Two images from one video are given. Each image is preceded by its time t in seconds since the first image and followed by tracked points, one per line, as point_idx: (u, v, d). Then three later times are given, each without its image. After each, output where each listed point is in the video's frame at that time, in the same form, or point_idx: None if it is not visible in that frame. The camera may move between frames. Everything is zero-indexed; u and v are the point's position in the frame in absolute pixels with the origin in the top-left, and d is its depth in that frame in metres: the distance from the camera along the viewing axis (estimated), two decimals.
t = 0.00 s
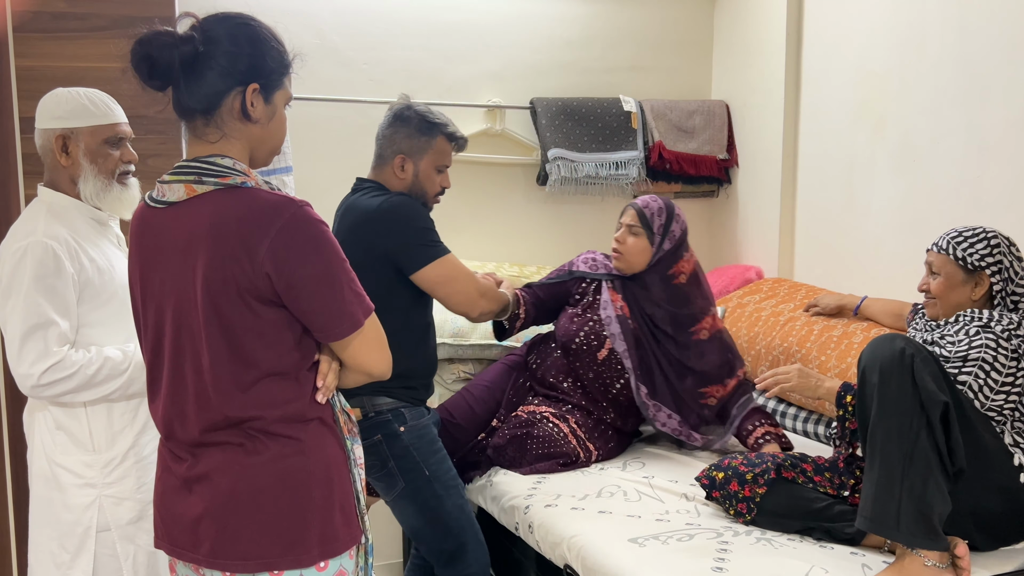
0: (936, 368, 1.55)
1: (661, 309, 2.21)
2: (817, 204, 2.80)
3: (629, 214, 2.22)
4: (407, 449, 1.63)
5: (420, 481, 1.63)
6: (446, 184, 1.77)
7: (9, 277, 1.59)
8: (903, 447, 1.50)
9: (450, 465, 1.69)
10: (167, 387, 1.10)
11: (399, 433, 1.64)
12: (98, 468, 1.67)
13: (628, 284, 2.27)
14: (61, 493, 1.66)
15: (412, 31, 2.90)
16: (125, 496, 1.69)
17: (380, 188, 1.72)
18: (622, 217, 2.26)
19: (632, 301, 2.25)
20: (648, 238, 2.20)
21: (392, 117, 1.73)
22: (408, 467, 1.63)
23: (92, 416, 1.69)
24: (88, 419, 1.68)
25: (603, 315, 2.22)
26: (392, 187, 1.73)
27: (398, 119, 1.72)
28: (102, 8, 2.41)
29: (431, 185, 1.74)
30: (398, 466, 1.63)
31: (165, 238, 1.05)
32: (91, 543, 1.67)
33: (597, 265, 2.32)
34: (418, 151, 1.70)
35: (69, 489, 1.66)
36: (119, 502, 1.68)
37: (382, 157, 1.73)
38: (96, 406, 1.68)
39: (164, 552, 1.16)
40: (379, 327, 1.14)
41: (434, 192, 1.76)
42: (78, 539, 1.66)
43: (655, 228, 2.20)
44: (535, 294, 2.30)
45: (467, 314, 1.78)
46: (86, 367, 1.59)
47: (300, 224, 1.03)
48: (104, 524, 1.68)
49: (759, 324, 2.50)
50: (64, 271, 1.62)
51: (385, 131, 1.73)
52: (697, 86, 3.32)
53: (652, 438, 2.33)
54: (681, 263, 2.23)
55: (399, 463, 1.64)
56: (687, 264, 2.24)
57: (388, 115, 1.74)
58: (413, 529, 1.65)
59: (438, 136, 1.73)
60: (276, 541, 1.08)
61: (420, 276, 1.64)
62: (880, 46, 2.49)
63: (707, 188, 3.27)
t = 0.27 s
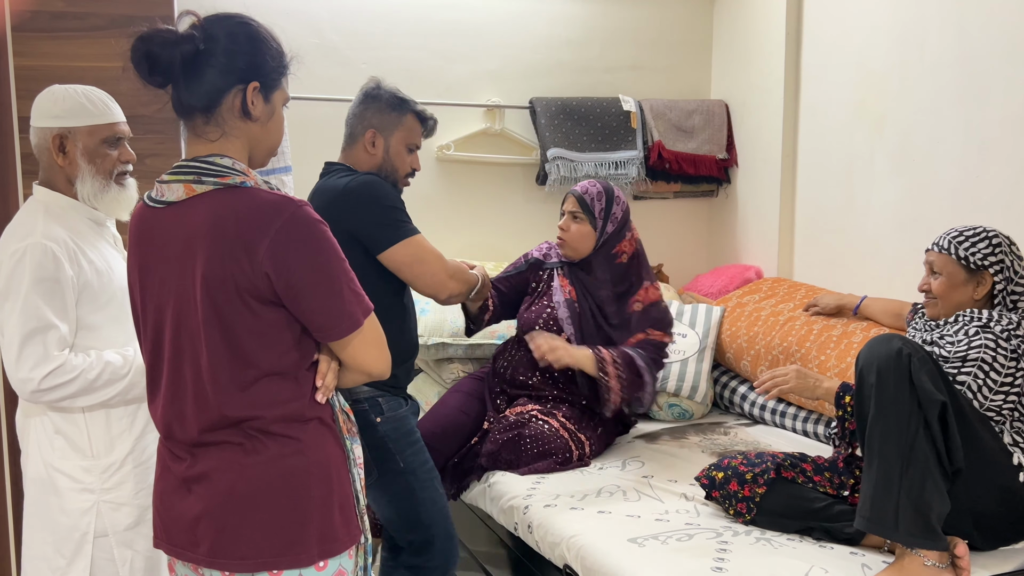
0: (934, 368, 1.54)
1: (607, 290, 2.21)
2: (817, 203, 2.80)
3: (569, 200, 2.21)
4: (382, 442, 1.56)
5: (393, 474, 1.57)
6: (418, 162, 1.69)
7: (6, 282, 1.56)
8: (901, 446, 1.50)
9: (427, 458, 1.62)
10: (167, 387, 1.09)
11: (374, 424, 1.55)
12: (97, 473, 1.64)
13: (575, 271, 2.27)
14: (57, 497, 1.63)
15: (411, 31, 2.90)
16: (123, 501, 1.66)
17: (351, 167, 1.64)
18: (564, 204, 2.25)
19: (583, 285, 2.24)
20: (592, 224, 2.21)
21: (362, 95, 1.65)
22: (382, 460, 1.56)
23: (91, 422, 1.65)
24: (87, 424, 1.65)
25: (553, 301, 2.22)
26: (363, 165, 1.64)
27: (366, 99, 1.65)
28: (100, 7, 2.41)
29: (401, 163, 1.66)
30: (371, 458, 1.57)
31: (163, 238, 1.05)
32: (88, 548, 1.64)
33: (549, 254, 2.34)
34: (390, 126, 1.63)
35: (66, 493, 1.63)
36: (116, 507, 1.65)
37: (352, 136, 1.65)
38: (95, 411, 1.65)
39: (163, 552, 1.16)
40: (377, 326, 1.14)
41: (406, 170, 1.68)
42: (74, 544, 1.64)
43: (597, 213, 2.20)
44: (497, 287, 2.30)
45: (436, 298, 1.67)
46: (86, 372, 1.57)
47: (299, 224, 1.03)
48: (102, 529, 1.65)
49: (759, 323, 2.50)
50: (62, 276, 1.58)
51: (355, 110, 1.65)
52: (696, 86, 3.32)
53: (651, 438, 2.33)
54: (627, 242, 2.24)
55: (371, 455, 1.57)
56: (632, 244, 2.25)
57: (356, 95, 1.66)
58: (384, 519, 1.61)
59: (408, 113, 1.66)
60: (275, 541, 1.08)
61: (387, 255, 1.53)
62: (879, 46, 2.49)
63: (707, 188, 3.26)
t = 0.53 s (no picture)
0: (935, 367, 1.54)
1: (561, 275, 2.30)
2: (817, 203, 2.80)
3: (555, 188, 2.28)
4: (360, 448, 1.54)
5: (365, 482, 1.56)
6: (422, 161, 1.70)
7: (12, 285, 1.54)
8: (901, 446, 1.49)
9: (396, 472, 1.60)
10: (166, 386, 1.09)
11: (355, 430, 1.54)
12: (100, 477, 1.63)
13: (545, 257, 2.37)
14: (57, 501, 1.62)
15: (411, 30, 2.90)
16: (126, 506, 1.66)
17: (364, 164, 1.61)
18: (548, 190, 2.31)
19: (546, 275, 2.33)
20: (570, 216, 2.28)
21: (373, 91, 1.62)
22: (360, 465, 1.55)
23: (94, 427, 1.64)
24: (90, 427, 1.64)
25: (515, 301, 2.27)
26: (376, 162, 1.62)
27: (377, 96, 1.62)
28: (100, 7, 2.41)
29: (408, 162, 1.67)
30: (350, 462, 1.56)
31: (163, 238, 1.05)
32: (89, 553, 1.63)
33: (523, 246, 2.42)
34: (407, 125, 1.63)
35: (68, 497, 1.62)
36: (120, 511, 1.65)
37: (364, 134, 1.61)
38: (98, 416, 1.64)
39: (163, 552, 1.16)
40: (376, 325, 1.13)
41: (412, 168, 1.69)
42: (75, 549, 1.63)
43: (577, 207, 2.27)
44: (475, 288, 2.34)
45: (435, 303, 1.63)
46: (94, 377, 1.55)
47: (298, 223, 1.03)
48: (103, 534, 1.64)
49: (759, 323, 2.50)
50: (68, 277, 1.57)
51: (366, 106, 1.61)
52: (696, 86, 3.31)
53: (651, 437, 2.33)
54: (598, 242, 2.32)
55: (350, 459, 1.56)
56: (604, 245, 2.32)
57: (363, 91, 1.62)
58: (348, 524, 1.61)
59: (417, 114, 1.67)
60: (274, 540, 1.08)
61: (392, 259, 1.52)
62: (879, 46, 2.49)
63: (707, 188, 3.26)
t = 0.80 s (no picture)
0: (935, 367, 1.54)
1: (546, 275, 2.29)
2: (817, 202, 2.79)
3: (530, 185, 2.28)
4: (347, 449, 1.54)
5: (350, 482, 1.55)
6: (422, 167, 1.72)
7: (23, 285, 1.52)
8: (902, 446, 1.49)
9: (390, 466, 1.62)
10: (166, 385, 1.09)
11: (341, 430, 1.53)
12: (99, 481, 1.63)
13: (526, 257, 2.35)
14: (54, 505, 1.61)
15: (412, 30, 2.90)
16: (123, 510, 1.65)
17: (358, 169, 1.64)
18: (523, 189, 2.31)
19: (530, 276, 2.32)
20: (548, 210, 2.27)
21: (373, 98, 1.65)
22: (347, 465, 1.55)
23: (94, 430, 1.64)
24: (90, 431, 1.64)
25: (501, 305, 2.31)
26: (371, 169, 1.65)
27: (377, 102, 1.64)
28: (101, 6, 2.41)
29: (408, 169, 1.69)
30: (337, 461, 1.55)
31: (164, 237, 1.05)
32: (85, 558, 1.63)
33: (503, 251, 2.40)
34: (403, 135, 1.64)
35: (66, 501, 1.62)
36: (116, 517, 1.64)
37: (361, 138, 1.64)
38: (99, 419, 1.64)
39: (163, 551, 1.16)
40: (376, 324, 1.13)
41: (410, 175, 1.71)
42: (71, 553, 1.62)
43: (554, 201, 2.27)
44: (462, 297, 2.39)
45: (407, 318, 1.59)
46: (106, 378, 1.55)
47: (298, 223, 1.03)
48: (101, 538, 1.64)
49: (759, 322, 2.50)
50: (81, 276, 1.57)
51: (365, 112, 1.65)
52: (696, 85, 3.31)
53: (651, 437, 2.33)
54: (577, 238, 2.32)
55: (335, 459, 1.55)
56: (581, 240, 2.33)
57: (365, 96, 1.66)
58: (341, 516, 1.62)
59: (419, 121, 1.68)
60: (274, 540, 1.08)
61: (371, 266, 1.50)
62: (879, 45, 2.49)
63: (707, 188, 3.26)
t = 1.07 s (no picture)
0: (935, 367, 1.54)
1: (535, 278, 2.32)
2: (818, 202, 2.79)
3: (525, 188, 2.30)
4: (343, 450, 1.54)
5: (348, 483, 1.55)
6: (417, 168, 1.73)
7: (30, 282, 1.52)
8: (902, 445, 1.49)
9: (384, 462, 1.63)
10: (167, 384, 1.09)
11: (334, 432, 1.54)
12: (100, 479, 1.63)
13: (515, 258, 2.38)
14: (56, 503, 1.61)
15: (412, 29, 2.90)
16: (125, 507, 1.66)
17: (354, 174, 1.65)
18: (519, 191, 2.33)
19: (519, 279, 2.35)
20: (538, 216, 2.29)
21: (366, 102, 1.66)
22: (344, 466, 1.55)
23: (94, 427, 1.64)
24: (91, 428, 1.64)
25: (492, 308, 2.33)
26: (365, 174, 1.66)
27: (371, 106, 1.66)
28: (102, 6, 2.41)
29: (403, 170, 1.70)
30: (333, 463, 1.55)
31: (164, 237, 1.05)
32: (86, 556, 1.63)
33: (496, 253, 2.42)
34: (398, 138, 1.66)
35: (67, 499, 1.61)
36: (119, 514, 1.65)
37: (356, 143, 1.65)
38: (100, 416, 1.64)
39: (164, 550, 1.16)
40: (376, 323, 1.13)
41: (406, 177, 1.72)
42: (72, 552, 1.62)
43: (547, 206, 2.29)
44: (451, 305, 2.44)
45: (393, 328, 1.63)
46: (117, 368, 1.56)
47: (299, 222, 1.03)
48: (104, 535, 1.65)
49: (759, 322, 2.50)
50: (86, 272, 1.58)
51: (359, 117, 1.66)
52: (697, 85, 3.31)
53: (651, 437, 2.33)
54: (569, 243, 2.34)
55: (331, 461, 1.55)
56: (573, 245, 2.34)
57: (359, 101, 1.67)
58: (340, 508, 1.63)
59: (413, 123, 1.69)
60: (274, 538, 1.08)
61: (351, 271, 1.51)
62: (879, 45, 2.49)
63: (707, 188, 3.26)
